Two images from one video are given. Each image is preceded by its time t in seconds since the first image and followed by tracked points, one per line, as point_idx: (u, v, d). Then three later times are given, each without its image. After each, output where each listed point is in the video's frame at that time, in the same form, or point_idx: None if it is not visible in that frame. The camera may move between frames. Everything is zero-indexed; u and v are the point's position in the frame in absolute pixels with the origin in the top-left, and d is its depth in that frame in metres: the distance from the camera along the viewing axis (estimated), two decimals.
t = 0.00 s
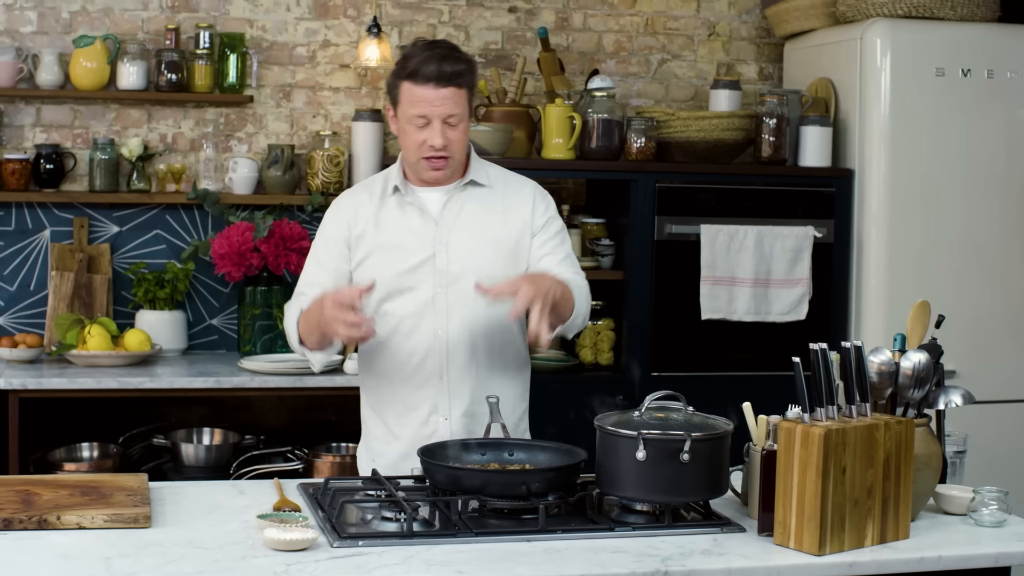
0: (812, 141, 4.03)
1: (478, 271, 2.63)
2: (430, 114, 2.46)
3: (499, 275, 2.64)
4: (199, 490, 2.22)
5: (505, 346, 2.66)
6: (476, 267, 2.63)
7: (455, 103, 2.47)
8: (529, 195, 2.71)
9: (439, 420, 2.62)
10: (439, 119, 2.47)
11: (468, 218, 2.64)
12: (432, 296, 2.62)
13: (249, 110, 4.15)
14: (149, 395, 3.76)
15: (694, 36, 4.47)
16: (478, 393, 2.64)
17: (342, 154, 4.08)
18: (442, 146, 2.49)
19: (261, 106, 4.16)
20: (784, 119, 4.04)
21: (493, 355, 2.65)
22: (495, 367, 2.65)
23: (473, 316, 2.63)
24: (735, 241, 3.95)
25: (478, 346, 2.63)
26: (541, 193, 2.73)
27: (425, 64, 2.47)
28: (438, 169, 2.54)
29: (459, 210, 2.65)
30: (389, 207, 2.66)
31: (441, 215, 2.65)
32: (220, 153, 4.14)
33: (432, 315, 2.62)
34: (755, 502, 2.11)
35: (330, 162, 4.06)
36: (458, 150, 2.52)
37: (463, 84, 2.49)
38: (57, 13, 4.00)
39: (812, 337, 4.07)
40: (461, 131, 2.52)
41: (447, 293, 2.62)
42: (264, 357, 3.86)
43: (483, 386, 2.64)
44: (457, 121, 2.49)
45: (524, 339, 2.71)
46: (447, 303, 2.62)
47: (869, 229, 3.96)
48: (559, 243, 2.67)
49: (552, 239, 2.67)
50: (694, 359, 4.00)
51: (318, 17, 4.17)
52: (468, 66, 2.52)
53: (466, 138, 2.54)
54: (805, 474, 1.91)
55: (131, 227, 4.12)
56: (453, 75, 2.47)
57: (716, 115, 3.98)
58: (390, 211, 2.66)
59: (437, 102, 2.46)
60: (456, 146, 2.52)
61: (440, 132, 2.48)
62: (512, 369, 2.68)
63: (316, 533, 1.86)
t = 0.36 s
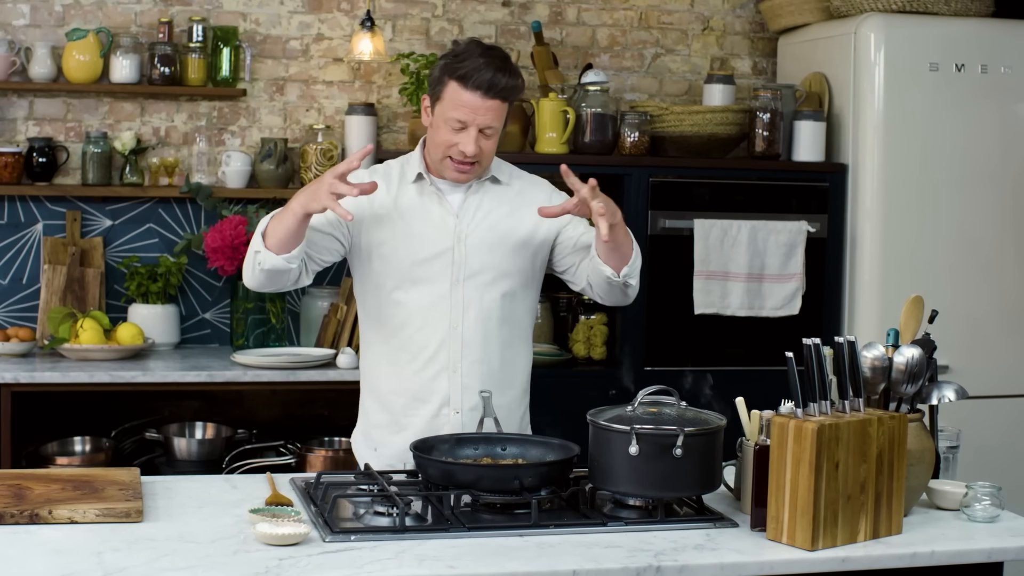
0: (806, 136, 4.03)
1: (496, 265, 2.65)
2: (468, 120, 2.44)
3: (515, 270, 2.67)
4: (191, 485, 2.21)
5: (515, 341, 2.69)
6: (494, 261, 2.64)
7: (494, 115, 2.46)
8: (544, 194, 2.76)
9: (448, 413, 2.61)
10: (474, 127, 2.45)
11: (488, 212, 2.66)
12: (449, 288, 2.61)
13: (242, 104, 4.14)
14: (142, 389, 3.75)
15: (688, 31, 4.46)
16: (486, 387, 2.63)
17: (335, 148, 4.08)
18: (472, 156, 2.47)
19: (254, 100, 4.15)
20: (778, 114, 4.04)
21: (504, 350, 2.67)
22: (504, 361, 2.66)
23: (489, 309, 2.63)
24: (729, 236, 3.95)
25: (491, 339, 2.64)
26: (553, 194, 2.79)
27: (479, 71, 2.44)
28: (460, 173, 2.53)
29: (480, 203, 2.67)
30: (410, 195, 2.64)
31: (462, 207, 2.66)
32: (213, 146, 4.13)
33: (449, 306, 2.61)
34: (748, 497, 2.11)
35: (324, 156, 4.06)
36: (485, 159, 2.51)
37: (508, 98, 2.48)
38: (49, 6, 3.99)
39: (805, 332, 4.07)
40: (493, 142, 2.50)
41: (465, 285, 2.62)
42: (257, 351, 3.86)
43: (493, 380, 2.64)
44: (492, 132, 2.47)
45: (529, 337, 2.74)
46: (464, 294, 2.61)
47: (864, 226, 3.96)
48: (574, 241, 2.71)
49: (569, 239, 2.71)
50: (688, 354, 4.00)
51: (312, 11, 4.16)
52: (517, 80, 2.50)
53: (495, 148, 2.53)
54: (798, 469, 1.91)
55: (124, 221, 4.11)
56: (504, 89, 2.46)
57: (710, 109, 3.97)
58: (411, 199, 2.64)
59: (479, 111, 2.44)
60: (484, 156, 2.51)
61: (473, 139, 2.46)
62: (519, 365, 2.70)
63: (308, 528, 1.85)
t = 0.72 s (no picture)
0: (803, 132, 4.03)
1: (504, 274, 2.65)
2: (484, 135, 2.43)
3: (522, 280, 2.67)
4: (187, 483, 2.20)
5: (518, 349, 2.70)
6: (502, 271, 2.64)
7: (511, 134, 2.44)
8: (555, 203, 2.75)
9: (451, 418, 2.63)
10: (488, 143, 2.44)
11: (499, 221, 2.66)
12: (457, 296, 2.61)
13: (238, 102, 4.14)
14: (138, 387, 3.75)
15: (684, 28, 4.46)
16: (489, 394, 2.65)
17: (331, 146, 4.08)
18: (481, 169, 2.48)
19: (250, 98, 4.14)
20: (774, 111, 4.04)
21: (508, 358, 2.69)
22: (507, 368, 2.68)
23: (495, 318, 2.64)
24: (725, 234, 3.95)
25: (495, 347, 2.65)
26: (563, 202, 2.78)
27: (504, 89, 2.41)
28: (467, 179, 2.54)
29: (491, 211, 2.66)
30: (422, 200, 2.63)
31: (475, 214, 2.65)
32: (209, 145, 4.12)
33: (457, 314, 2.61)
34: (744, 495, 2.11)
35: (319, 154, 4.05)
36: (494, 171, 2.52)
37: (529, 118, 2.45)
38: (45, 4, 3.98)
39: (802, 330, 4.07)
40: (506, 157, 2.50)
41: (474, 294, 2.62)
42: (253, 349, 3.85)
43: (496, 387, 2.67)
44: (506, 150, 2.46)
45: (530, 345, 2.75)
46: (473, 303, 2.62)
47: (860, 223, 3.96)
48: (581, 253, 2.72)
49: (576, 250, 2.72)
50: (685, 351, 4.00)
51: (307, 8, 4.16)
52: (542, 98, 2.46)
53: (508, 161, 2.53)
54: (795, 467, 1.91)
55: (120, 219, 4.11)
56: (525, 110, 2.43)
57: (706, 107, 3.98)
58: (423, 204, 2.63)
59: (497, 129, 2.42)
60: (495, 168, 2.51)
61: (485, 153, 2.46)
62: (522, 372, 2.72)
63: (305, 527, 1.85)
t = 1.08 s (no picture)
0: (803, 132, 4.03)
1: (499, 264, 2.66)
2: (441, 77, 2.54)
3: (519, 271, 2.67)
4: (187, 484, 2.20)
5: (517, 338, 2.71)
6: (504, 258, 2.66)
7: (468, 69, 2.55)
8: (553, 192, 2.74)
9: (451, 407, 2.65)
10: (450, 82, 2.54)
11: (494, 210, 2.67)
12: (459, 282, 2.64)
13: (238, 102, 4.13)
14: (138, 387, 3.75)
15: (684, 28, 4.46)
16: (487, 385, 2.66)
17: (331, 145, 4.08)
18: (450, 108, 2.54)
19: (250, 98, 4.14)
20: (774, 111, 4.04)
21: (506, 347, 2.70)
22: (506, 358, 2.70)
23: (495, 304, 2.66)
24: (725, 234, 3.95)
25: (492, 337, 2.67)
26: (563, 191, 2.76)
27: (447, 31, 2.58)
28: (447, 136, 2.58)
29: (486, 200, 2.67)
30: (420, 189, 2.65)
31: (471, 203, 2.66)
32: (208, 144, 4.12)
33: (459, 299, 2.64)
34: (745, 495, 2.10)
35: (320, 154, 4.06)
36: (468, 117, 2.56)
37: (480, 54, 2.59)
38: (45, 4, 3.98)
39: (802, 330, 4.07)
40: (476, 101, 2.56)
41: (468, 283, 2.64)
42: (253, 349, 3.85)
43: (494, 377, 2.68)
44: (467, 86, 2.54)
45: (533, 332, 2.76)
46: (469, 290, 2.64)
47: (860, 222, 3.96)
48: (579, 243, 2.70)
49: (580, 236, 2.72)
50: (685, 351, 4.00)
51: (307, 8, 4.16)
52: (489, 43, 2.62)
53: (482, 109, 2.58)
54: (795, 467, 1.91)
55: (119, 219, 4.10)
56: (470, 42, 2.57)
57: (706, 107, 3.98)
58: (421, 193, 2.64)
59: (450, 65, 2.54)
60: (467, 113, 2.56)
61: (448, 94, 2.54)
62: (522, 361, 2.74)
63: (304, 527, 1.85)
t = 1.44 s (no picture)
0: (803, 136, 4.03)
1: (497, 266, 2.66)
2: (424, 81, 2.57)
3: (517, 273, 2.67)
4: (188, 487, 2.20)
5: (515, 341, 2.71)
6: (501, 260, 2.66)
7: (450, 70, 2.57)
8: (551, 192, 2.73)
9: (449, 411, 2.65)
10: (433, 85, 2.57)
11: (491, 213, 2.67)
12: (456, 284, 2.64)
13: (239, 105, 4.14)
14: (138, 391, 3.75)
15: (685, 31, 4.46)
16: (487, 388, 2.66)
17: (332, 149, 4.09)
18: (434, 110, 2.57)
19: (251, 101, 4.15)
20: (775, 115, 4.05)
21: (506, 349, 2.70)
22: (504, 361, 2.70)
23: (493, 307, 2.66)
24: (726, 237, 3.95)
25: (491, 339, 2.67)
26: (561, 191, 2.76)
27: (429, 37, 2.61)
28: (435, 140, 2.60)
29: (484, 202, 2.67)
30: (417, 193, 2.65)
31: (468, 206, 2.66)
32: (209, 148, 4.12)
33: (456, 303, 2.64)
34: (746, 499, 2.10)
35: (320, 157, 4.06)
36: (453, 118, 2.58)
37: (462, 54, 2.60)
38: (46, 7, 3.98)
39: (803, 334, 4.07)
40: (461, 101, 2.58)
41: (466, 286, 2.64)
42: (254, 353, 3.85)
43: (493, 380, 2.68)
44: (450, 87, 2.57)
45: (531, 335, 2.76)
46: (467, 293, 2.64)
47: (861, 225, 3.96)
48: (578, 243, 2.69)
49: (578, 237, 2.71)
50: (685, 355, 4.00)
51: (308, 11, 4.16)
52: (472, 42, 2.63)
53: (468, 110, 2.60)
54: (796, 471, 1.91)
55: (120, 223, 4.10)
56: (452, 43, 2.59)
57: (707, 110, 3.98)
58: (418, 197, 2.65)
59: (430, 68, 2.57)
60: (452, 115, 2.58)
61: (431, 97, 2.57)
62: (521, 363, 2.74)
63: (305, 530, 1.85)
